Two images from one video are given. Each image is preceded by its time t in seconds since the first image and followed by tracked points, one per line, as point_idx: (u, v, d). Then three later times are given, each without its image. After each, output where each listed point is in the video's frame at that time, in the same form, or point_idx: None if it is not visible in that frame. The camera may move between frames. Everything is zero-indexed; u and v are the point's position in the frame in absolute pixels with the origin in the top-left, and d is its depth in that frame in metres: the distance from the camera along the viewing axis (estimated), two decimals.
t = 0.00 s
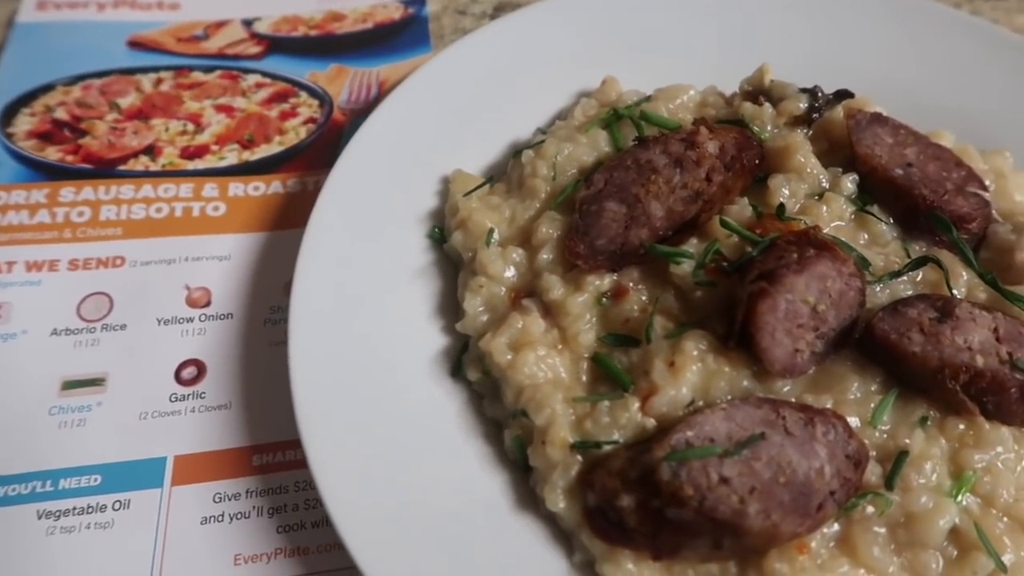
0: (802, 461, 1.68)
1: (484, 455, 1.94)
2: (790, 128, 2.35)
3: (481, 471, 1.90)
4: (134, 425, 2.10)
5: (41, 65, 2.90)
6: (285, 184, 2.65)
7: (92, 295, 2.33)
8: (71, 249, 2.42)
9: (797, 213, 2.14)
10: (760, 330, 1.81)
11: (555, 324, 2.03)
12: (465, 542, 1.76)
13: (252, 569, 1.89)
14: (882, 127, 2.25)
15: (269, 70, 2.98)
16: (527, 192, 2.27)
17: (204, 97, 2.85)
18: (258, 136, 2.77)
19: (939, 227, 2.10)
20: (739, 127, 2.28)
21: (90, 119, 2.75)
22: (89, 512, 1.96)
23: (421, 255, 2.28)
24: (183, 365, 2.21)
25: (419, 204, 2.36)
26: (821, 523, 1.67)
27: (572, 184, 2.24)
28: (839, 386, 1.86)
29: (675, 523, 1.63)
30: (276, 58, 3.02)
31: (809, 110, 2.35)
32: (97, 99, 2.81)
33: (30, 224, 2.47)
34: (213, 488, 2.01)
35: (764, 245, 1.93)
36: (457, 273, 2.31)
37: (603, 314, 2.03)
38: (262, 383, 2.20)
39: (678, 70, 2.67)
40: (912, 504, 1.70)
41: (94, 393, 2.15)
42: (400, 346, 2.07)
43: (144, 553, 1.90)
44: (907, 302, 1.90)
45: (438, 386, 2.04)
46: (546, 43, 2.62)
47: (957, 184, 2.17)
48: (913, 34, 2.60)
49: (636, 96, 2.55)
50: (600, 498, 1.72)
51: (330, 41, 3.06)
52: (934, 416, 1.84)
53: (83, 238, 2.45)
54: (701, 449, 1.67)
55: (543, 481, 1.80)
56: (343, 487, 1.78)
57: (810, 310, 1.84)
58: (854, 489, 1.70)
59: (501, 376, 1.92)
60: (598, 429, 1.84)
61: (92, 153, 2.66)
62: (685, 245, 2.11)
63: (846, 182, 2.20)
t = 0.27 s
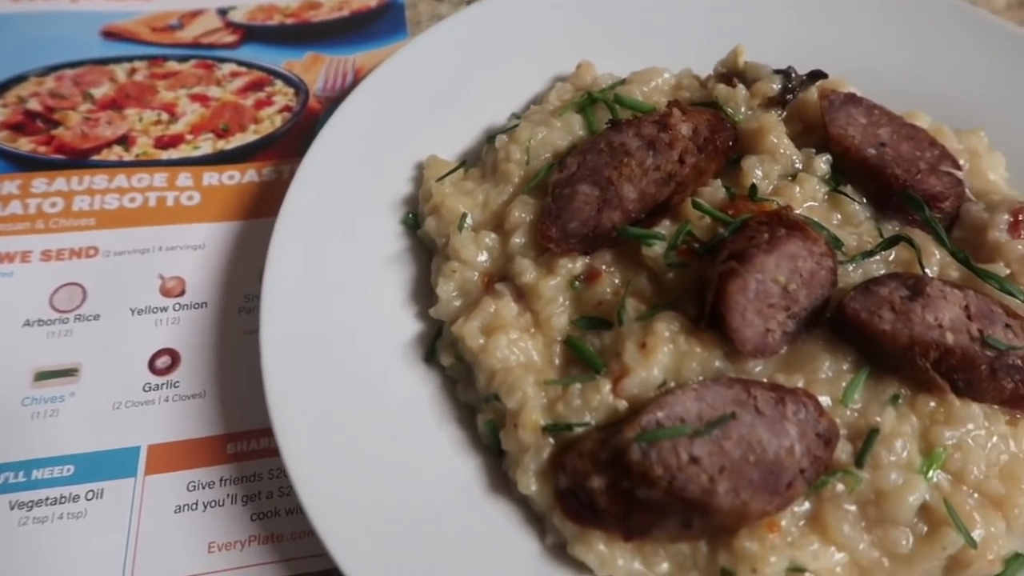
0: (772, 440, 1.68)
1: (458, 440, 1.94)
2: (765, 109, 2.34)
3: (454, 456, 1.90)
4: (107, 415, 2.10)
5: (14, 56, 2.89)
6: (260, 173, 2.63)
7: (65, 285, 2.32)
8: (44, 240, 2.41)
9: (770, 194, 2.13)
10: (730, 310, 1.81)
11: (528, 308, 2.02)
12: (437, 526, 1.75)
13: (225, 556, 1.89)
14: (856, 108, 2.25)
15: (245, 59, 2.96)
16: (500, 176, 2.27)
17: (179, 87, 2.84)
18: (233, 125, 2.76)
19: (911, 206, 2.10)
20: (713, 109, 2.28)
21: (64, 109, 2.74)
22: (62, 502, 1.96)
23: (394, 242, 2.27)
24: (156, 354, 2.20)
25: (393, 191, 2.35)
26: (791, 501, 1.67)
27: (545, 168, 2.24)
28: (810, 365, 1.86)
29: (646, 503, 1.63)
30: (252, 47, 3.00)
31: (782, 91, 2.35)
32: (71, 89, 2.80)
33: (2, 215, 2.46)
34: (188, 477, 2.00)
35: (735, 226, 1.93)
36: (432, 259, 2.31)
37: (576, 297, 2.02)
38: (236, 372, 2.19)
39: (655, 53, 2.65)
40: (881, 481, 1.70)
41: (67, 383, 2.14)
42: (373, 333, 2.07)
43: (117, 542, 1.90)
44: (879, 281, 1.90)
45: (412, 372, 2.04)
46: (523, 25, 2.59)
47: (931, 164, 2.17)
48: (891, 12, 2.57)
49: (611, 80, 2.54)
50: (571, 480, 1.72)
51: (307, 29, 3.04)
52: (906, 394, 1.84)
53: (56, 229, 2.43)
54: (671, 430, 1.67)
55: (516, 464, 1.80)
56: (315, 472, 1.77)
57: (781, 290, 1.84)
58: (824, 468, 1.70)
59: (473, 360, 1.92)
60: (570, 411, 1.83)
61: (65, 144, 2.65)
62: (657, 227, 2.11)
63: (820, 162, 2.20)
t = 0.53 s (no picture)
0: (742, 426, 1.70)
1: (434, 431, 1.96)
2: (739, 99, 2.36)
3: (431, 446, 1.92)
4: (87, 411, 2.11)
5: None
6: (239, 168, 2.64)
7: (44, 283, 2.33)
8: (23, 238, 2.42)
9: (744, 183, 2.15)
10: (701, 297, 1.83)
11: (503, 299, 2.04)
12: (413, 515, 1.77)
13: (205, 549, 1.90)
14: (828, 97, 2.27)
15: (225, 55, 2.96)
16: (477, 169, 2.28)
17: (158, 84, 2.85)
18: (213, 121, 2.77)
19: (882, 192, 2.12)
20: (687, 100, 2.29)
21: (43, 107, 2.74)
22: (42, 498, 1.97)
23: (372, 235, 2.28)
24: (136, 350, 2.22)
25: (371, 184, 2.36)
26: (761, 486, 1.70)
27: (521, 160, 2.25)
28: (782, 352, 1.88)
29: (618, 489, 1.65)
30: (232, 43, 3.00)
31: (756, 81, 2.36)
32: (49, 87, 2.81)
33: None
34: (167, 471, 2.02)
35: (707, 214, 1.95)
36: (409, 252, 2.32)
37: (551, 288, 2.04)
38: (216, 366, 2.20)
39: (632, 43, 2.65)
40: (851, 465, 1.73)
41: (46, 380, 2.15)
42: (350, 326, 2.08)
43: (97, 537, 1.91)
44: (849, 267, 1.92)
45: (389, 364, 2.06)
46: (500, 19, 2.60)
47: (902, 151, 2.19)
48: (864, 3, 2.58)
49: (587, 71, 2.56)
50: (545, 468, 1.74)
51: (286, 25, 3.05)
52: (876, 379, 1.87)
53: (35, 227, 2.44)
54: (643, 417, 1.69)
55: (491, 454, 1.82)
56: (292, 464, 1.78)
57: (752, 278, 1.87)
58: (795, 452, 1.73)
59: (448, 351, 1.94)
60: (545, 401, 1.85)
61: (45, 142, 2.66)
62: (632, 217, 2.12)
63: (793, 151, 2.21)
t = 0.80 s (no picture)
0: (722, 419, 1.71)
1: (417, 427, 1.96)
2: (720, 93, 2.36)
3: (413, 443, 1.92)
4: (69, 412, 2.11)
5: None
6: (222, 167, 2.64)
7: (26, 283, 2.32)
8: (5, 239, 2.41)
9: (724, 177, 2.15)
10: (680, 291, 1.83)
11: (485, 295, 2.04)
12: (394, 511, 1.77)
13: (188, 548, 1.90)
14: (809, 90, 2.27)
15: (208, 54, 2.95)
16: (458, 165, 2.28)
17: (140, 83, 2.84)
18: (195, 120, 2.76)
19: (862, 184, 2.13)
20: (667, 94, 2.30)
21: (24, 108, 2.74)
22: (24, 499, 1.97)
23: (354, 232, 2.28)
24: (119, 350, 2.21)
25: (352, 182, 2.36)
26: (741, 478, 1.70)
27: (502, 156, 2.26)
28: (762, 344, 1.89)
29: (597, 484, 1.66)
30: (215, 42, 2.99)
31: (736, 75, 2.36)
32: (31, 87, 2.80)
33: None
34: (150, 471, 2.02)
35: (687, 208, 1.96)
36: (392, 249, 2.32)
37: (532, 283, 2.04)
38: (199, 365, 2.20)
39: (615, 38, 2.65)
40: (830, 457, 1.73)
41: (28, 381, 2.15)
42: (332, 324, 2.08)
43: (79, 537, 1.91)
44: (829, 260, 1.93)
45: (371, 361, 2.06)
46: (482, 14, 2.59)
47: (882, 144, 2.20)
48: None
49: (568, 67, 2.55)
50: (526, 463, 1.74)
51: (268, 23, 3.03)
52: (856, 370, 1.87)
53: (17, 227, 2.44)
54: (622, 411, 1.69)
55: (473, 450, 1.82)
56: (273, 462, 1.78)
57: (731, 271, 1.87)
58: (774, 445, 1.73)
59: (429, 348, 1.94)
60: (525, 396, 1.86)
61: (26, 142, 2.66)
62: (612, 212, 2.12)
63: (773, 144, 2.21)
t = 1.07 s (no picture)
0: (700, 417, 1.70)
1: (395, 429, 1.95)
2: (699, 89, 2.35)
3: (392, 444, 1.91)
4: (46, 417, 2.09)
5: None
6: (201, 168, 2.62)
7: (3, 287, 2.31)
8: None
9: (704, 173, 2.14)
10: (658, 288, 1.82)
11: (463, 295, 2.02)
12: (371, 514, 1.76)
13: (165, 553, 1.89)
14: (789, 85, 2.25)
15: (189, 55, 2.93)
16: (437, 164, 2.26)
17: (119, 85, 2.82)
18: (174, 121, 2.74)
19: (843, 179, 2.11)
20: (647, 91, 2.29)
21: (2, 110, 2.72)
22: None
23: (333, 233, 2.27)
24: (96, 354, 2.20)
25: (331, 182, 2.34)
26: (720, 476, 1.69)
27: (481, 154, 2.24)
28: (742, 341, 1.87)
29: (575, 484, 1.65)
30: (195, 43, 2.97)
31: (716, 70, 2.36)
32: (8, 89, 2.77)
33: None
34: (127, 475, 2.00)
35: (666, 205, 1.94)
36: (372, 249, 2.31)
37: (511, 281, 2.03)
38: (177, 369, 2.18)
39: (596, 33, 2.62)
40: (809, 453, 1.72)
41: (5, 386, 2.13)
42: (310, 325, 2.06)
43: (55, 543, 1.89)
44: (809, 256, 1.92)
45: (349, 362, 2.04)
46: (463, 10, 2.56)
47: (863, 138, 2.19)
48: None
49: (548, 65, 2.54)
50: (503, 463, 1.72)
51: (249, 23, 3.02)
52: (836, 366, 1.86)
53: None
54: (600, 410, 1.68)
55: (451, 450, 1.80)
56: (248, 465, 1.77)
57: (710, 268, 1.86)
58: (752, 442, 1.72)
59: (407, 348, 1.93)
60: (503, 396, 1.84)
61: (4, 145, 2.64)
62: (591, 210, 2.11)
63: (753, 139, 2.20)
